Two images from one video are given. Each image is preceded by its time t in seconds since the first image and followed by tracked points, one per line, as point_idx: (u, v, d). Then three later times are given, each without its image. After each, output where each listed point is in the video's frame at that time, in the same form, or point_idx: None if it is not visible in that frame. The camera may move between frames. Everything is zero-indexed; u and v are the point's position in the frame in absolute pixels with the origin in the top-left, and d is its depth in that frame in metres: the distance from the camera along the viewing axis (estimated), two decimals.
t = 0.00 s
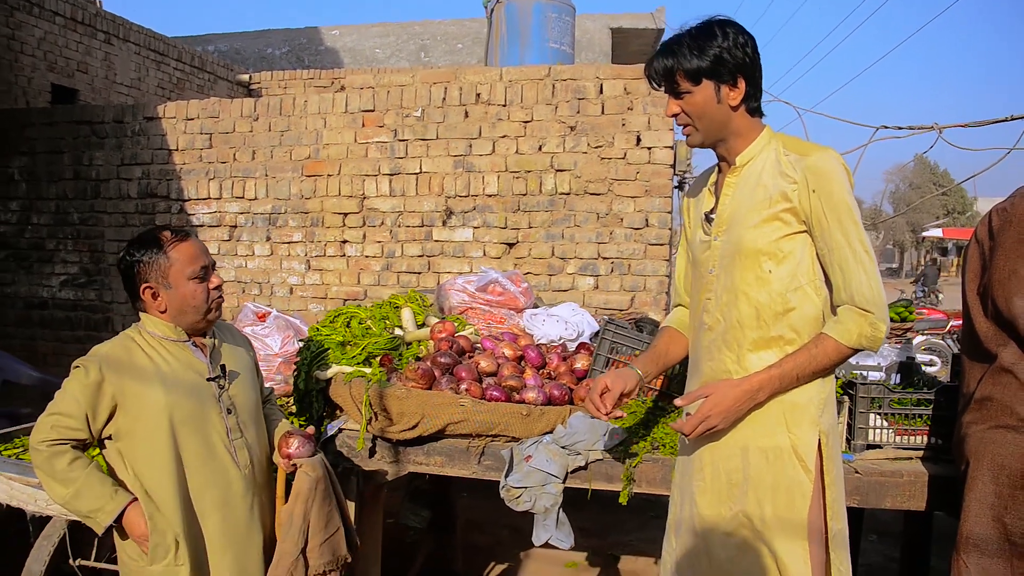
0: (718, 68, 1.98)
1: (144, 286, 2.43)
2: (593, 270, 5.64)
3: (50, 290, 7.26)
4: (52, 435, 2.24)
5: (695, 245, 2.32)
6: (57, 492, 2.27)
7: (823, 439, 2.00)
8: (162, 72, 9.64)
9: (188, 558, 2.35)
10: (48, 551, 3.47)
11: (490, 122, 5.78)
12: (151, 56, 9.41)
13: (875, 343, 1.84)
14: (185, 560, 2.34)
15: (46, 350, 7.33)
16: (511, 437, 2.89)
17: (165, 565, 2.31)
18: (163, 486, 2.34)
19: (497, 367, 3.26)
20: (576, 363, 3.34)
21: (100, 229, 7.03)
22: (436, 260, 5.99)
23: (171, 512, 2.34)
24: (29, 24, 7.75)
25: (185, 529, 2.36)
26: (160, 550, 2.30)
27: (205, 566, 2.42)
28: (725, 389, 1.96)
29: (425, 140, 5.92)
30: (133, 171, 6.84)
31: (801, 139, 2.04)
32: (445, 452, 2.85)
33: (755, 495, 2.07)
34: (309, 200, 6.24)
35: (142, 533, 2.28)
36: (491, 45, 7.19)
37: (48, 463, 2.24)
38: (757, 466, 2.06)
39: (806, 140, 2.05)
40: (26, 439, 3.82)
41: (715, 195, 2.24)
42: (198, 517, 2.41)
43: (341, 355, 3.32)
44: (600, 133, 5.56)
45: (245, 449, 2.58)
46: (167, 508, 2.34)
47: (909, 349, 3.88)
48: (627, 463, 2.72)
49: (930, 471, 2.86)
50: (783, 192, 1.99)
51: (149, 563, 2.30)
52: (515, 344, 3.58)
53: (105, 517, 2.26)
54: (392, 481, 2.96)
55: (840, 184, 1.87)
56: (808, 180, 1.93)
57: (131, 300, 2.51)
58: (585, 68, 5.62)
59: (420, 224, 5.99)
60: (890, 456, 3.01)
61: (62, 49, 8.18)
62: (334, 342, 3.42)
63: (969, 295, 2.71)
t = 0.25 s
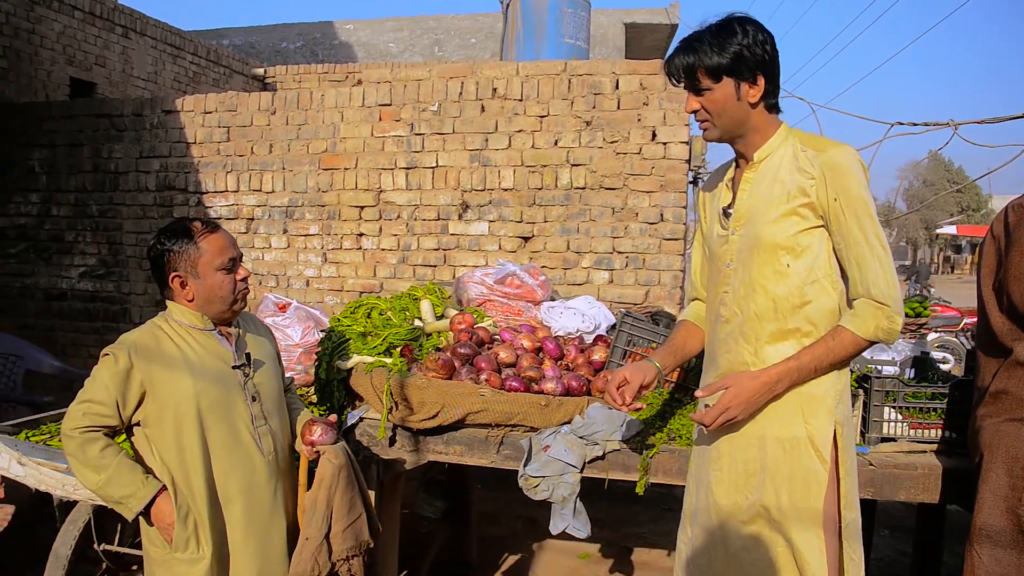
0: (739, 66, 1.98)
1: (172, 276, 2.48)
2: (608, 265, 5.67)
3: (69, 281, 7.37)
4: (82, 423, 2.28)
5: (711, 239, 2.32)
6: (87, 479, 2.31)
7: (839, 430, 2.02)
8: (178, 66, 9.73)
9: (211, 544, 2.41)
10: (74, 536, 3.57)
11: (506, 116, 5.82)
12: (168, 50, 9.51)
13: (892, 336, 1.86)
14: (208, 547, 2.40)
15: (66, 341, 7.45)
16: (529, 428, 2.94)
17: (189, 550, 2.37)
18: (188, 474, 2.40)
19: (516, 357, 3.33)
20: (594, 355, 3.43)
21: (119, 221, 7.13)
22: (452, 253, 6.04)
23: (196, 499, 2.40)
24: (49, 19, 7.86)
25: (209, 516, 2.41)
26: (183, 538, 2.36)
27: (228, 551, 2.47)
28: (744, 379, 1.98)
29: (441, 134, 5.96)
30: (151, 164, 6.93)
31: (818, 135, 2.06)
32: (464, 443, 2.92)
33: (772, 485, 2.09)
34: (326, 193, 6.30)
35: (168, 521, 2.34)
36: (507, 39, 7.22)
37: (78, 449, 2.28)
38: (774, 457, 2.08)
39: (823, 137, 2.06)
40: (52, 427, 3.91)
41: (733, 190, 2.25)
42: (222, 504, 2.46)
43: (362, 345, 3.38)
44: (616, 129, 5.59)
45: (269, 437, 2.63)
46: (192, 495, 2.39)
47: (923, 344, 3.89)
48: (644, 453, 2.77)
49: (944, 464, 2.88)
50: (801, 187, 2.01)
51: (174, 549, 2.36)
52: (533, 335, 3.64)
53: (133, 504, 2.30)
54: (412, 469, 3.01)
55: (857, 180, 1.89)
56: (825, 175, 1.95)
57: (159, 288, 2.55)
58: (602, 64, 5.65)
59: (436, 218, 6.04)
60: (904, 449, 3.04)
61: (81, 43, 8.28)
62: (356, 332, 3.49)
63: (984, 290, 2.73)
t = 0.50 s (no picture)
0: (752, 65, 1.99)
1: (192, 268, 2.53)
2: (617, 262, 5.71)
3: (81, 276, 7.44)
4: (105, 413, 2.32)
5: (721, 236, 2.32)
6: (109, 468, 2.35)
7: (846, 423, 2.04)
8: (188, 63, 9.80)
9: (229, 533, 2.45)
10: (90, 526, 3.61)
11: (516, 114, 5.86)
12: (178, 47, 9.58)
13: (898, 330, 1.89)
14: (226, 536, 2.44)
15: (77, 335, 7.53)
16: (541, 422, 2.99)
17: (207, 539, 2.40)
18: (208, 464, 2.43)
19: (529, 352, 3.40)
20: (605, 350, 3.48)
21: (131, 217, 7.19)
22: (461, 250, 6.09)
23: (215, 488, 2.43)
24: (61, 15, 7.93)
25: (228, 505, 2.45)
26: (202, 527, 2.39)
27: (245, 540, 2.50)
28: (753, 374, 2.00)
29: (451, 131, 6.01)
30: (163, 160, 6.99)
31: (827, 134, 2.07)
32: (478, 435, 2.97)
33: (781, 477, 2.10)
34: (336, 189, 6.36)
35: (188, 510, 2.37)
36: (516, 37, 7.27)
37: (101, 439, 2.32)
38: (783, 450, 2.09)
39: (832, 136, 2.07)
40: (70, 418, 3.96)
41: (744, 188, 2.25)
42: (240, 494, 2.50)
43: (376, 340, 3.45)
44: (625, 127, 5.63)
45: (285, 428, 2.67)
46: (212, 484, 2.43)
47: (930, 342, 3.90)
48: (655, 447, 2.81)
49: (951, 460, 2.91)
50: (811, 185, 2.02)
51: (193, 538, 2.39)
52: (545, 330, 3.72)
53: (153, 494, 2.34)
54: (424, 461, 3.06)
55: (866, 179, 1.91)
56: (835, 174, 1.97)
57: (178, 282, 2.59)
58: (612, 62, 5.70)
59: (446, 215, 6.08)
60: (912, 445, 3.07)
61: (93, 39, 8.35)
62: (370, 327, 3.56)
63: (991, 288, 2.75)
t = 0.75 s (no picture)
0: (762, 61, 1.99)
1: (210, 264, 2.56)
2: (625, 258, 5.75)
3: (91, 274, 7.50)
4: (126, 406, 2.37)
5: (731, 230, 2.33)
6: (131, 460, 2.40)
7: (856, 414, 2.04)
8: (195, 62, 9.85)
9: (248, 523, 2.48)
10: (107, 519, 3.61)
11: (524, 111, 5.90)
12: (185, 45, 9.63)
13: (907, 323, 1.87)
14: (245, 526, 2.47)
15: (87, 333, 7.60)
16: (554, 415, 3.03)
17: (227, 529, 2.44)
18: (226, 455, 2.47)
19: (540, 346, 3.52)
20: (616, 344, 3.58)
21: (141, 215, 7.25)
22: (470, 246, 6.13)
23: (233, 480, 2.47)
24: (70, 15, 7.99)
25: (246, 496, 2.49)
26: (222, 518, 2.43)
27: (264, 531, 2.54)
28: (765, 364, 2.00)
29: (460, 128, 6.05)
30: (172, 158, 7.04)
31: (836, 130, 2.07)
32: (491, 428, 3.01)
33: (791, 468, 2.10)
34: (345, 186, 6.40)
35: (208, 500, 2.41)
36: (523, 35, 7.31)
37: (123, 432, 2.37)
38: (793, 440, 2.09)
39: (841, 130, 2.08)
40: (86, 413, 3.98)
41: (753, 182, 2.26)
42: (258, 485, 2.54)
43: (389, 334, 3.59)
44: (633, 123, 5.65)
45: (301, 421, 2.70)
46: (230, 475, 2.47)
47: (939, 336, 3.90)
48: (666, 440, 2.84)
49: (960, 451, 2.94)
50: (819, 179, 2.02)
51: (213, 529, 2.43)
52: (557, 325, 3.83)
53: (173, 485, 2.38)
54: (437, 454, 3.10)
55: (874, 173, 1.91)
56: (843, 167, 1.97)
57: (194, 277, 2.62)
58: (619, 59, 5.73)
59: (455, 212, 6.12)
60: (921, 437, 3.09)
61: (101, 39, 8.41)
62: (383, 322, 3.70)
63: (1001, 280, 2.77)
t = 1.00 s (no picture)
0: (782, 61, 1.99)
1: (234, 259, 2.59)
2: (642, 258, 5.76)
3: (111, 271, 7.60)
4: (153, 404, 2.40)
5: (750, 229, 2.34)
6: (159, 461, 2.41)
7: (874, 413, 2.03)
8: (214, 61, 9.96)
9: (269, 517, 2.51)
10: (127, 513, 3.65)
11: (542, 110, 5.92)
12: (204, 44, 9.74)
13: (926, 322, 1.87)
14: (267, 520, 2.50)
15: (107, 329, 7.71)
16: (571, 412, 3.06)
17: (249, 523, 2.47)
18: (249, 450, 2.50)
19: (559, 344, 3.59)
20: (633, 343, 3.66)
21: (160, 212, 7.34)
22: (487, 245, 6.16)
23: (256, 475, 2.50)
24: (91, 14, 8.11)
25: (267, 491, 2.51)
26: (244, 512, 2.46)
27: (284, 525, 2.57)
28: (784, 363, 2.01)
29: (477, 127, 6.09)
30: (191, 156, 7.12)
31: (857, 129, 2.07)
32: (508, 425, 3.04)
33: (809, 466, 2.09)
34: (363, 185, 6.45)
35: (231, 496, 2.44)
36: (541, 34, 7.33)
37: (149, 428, 2.39)
38: (811, 439, 2.09)
39: (862, 130, 2.08)
40: (107, 407, 4.03)
41: (772, 181, 2.26)
42: (279, 480, 2.56)
43: (409, 331, 3.72)
44: (650, 123, 5.66)
45: (322, 416, 2.73)
46: (252, 470, 2.49)
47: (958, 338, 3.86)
48: (684, 438, 2.85)
49: (979, 453, 2.92)
50: (839, 178, 2.02)
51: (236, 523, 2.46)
52: (574, 323, 3.89)
53: (199, 481, 2.41)
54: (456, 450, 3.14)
55: (894, 173, 1.90)
56: (863, 167, 1.97)
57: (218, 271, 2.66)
58: (636, 59, 5.74)
59: (472, 211, 6.16)
60: (940, 438, 3.08)
61: (122, 38, 8.52)
62: (402, 319, 3.84)
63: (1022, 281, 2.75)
